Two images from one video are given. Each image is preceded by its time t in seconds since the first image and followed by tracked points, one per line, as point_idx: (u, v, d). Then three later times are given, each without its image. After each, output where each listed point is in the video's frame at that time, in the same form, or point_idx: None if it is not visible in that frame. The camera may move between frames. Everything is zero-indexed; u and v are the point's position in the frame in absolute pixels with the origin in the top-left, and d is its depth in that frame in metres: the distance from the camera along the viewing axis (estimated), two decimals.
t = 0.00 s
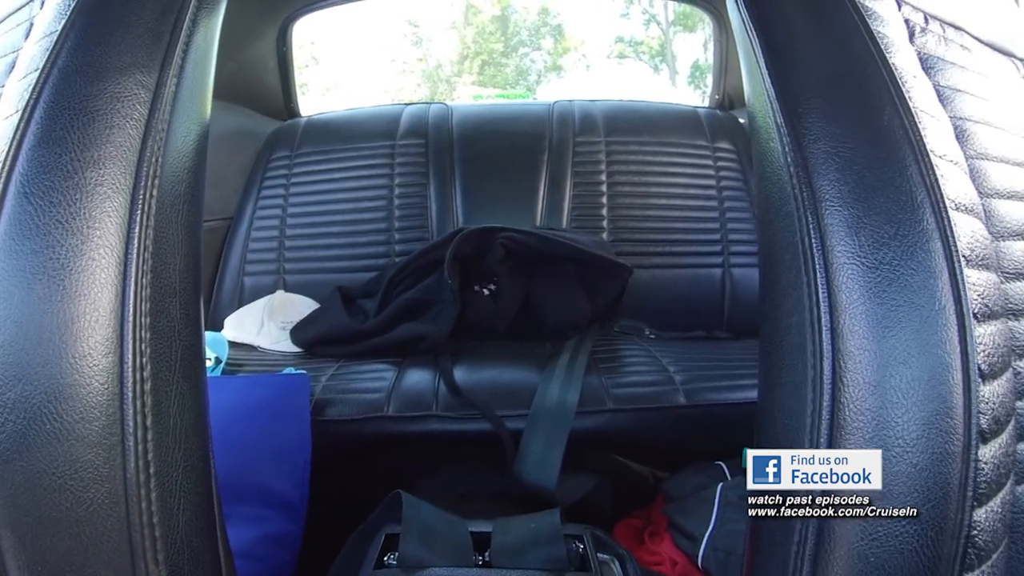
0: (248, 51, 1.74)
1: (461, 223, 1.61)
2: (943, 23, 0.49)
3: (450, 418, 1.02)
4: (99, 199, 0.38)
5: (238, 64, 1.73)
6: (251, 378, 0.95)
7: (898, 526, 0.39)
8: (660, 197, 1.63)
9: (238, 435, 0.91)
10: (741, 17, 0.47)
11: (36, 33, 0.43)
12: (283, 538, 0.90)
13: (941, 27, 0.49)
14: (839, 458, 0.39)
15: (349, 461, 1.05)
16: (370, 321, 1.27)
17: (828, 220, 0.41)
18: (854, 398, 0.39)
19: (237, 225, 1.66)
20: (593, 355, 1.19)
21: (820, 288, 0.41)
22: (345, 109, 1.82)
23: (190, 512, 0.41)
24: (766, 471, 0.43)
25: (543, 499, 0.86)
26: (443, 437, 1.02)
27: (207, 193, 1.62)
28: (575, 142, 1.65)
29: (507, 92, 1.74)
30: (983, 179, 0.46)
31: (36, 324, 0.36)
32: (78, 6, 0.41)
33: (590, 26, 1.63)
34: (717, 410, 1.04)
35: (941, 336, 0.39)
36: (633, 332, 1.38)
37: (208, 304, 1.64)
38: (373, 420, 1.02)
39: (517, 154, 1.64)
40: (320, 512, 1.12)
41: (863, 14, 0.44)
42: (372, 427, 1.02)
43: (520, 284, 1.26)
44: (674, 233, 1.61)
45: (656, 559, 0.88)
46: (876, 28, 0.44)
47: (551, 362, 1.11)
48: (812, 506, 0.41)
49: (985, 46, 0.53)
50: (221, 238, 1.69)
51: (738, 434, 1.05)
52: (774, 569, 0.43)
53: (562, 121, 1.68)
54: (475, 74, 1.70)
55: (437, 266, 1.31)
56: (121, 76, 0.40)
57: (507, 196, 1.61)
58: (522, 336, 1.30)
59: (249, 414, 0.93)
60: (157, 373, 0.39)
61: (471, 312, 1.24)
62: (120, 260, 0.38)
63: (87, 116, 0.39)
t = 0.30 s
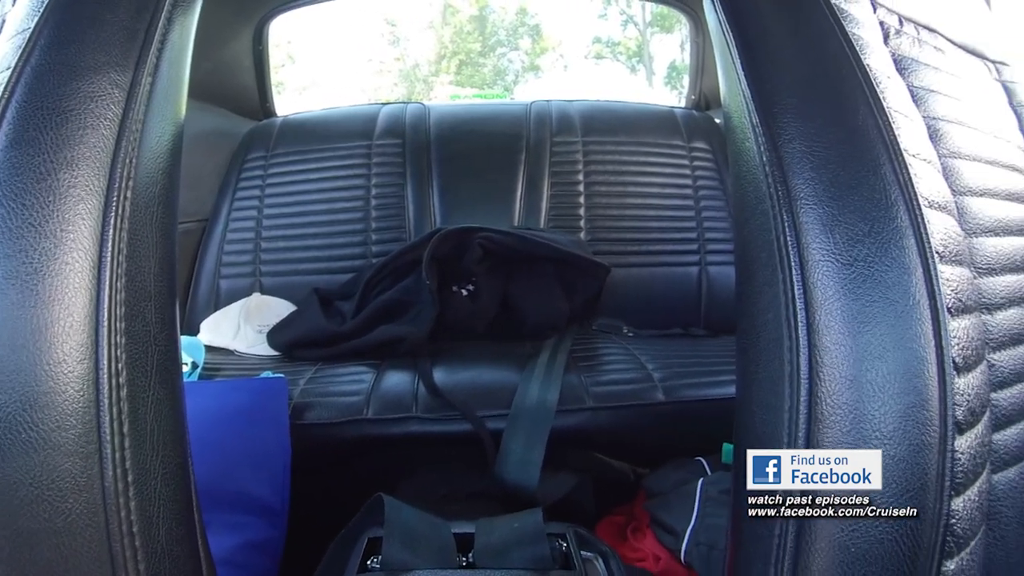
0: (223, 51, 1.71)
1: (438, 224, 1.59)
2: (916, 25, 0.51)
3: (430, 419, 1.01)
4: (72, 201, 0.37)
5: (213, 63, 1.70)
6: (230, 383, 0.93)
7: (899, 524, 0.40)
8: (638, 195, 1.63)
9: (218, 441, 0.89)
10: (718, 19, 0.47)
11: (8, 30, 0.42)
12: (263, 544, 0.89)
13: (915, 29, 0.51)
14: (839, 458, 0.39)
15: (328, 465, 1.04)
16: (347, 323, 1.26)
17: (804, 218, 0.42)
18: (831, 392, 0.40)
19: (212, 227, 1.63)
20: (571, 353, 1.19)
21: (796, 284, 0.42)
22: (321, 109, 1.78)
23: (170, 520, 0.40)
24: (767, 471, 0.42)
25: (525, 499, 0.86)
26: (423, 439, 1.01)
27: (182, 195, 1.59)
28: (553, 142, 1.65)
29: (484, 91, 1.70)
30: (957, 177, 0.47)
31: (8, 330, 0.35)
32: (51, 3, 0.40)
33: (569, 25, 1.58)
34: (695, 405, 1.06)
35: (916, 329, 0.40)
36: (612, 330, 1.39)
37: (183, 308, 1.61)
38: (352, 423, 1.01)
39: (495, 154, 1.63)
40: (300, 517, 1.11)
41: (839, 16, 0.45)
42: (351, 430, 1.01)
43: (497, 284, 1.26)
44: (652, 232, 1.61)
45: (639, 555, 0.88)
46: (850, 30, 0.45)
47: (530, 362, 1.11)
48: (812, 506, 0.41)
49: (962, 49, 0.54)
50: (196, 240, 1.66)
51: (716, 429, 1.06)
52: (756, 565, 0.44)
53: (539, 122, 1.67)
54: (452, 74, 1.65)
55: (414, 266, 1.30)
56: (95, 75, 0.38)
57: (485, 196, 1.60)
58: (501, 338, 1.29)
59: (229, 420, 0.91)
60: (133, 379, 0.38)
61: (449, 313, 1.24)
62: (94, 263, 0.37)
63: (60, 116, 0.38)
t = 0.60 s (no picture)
0: (199, 49, 1.67)
1: (416, 224, 1.58)
2: (891, 27, 0.52)
3: (409, 421, 1.01)
4: (44, 203, 0.36)
5: (190, 62, 1.67)
6: (206, 388, 0.92)
7: (896, 525, 0.41)
8: (616, 194, 1.63)
9: (196, 447, 0.88)
10: (695, 19, 0.48)
11: None
12: (245, 552, 0.87)
13: (890, 31, 0.52)
14: (839, 458, 0.40)
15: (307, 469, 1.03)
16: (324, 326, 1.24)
17: (779, 216, 0.43)
18: (808, 387, 0.41)
19: (187, 229, 1.60)
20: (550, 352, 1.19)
21: (771, 282, 0.43)
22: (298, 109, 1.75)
23: (149, 529, 0.39)
24: (767, 471, 0.42)
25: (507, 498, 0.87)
26: (403, 441, 1.01)
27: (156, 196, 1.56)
28: (531, 142, 1.64)
29: (461, 91, 1.69)
30: (931, 176, 0.48)
31: None
32: None
33: (546, 26, 1.59)
34: (674, 402, 1.07)
35: (890, 324, 0.41)
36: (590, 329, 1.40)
37: (159, 312, 1.58)
38: (330, 427, 1.00)
39: (473, 154, 1.62)
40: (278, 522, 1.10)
41: (815, 18, 0.46)
42: (331, 433, 1.00)
43: (475, 284, 1.25)
44: (629, 232, 1.61)
45: (622, 552, 0.89)
46: (825, 32, 0.46)
47: (509, 362, 1.11)
48: (811, 505, 0.42)
49: (935, 50, 0.56)
50: (171, 242, 1.63)
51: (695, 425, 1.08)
52: (739, 559, 0.44)
53: (517, 121, 1.66)
54: (429, 74, 1.65)
55: (392, 267, 1.28)
56: (69, 74, 0.37)
57: (463, 196, 1.59)
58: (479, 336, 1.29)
59: (206, 425, 0.90)
60: (109, 385, 0.37)
61: (428, 314, 1.23)
62: (68, 267, 0.36)
63: (33, 115, 0.36)
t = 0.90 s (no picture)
0: (174, 48, 1.65)
1: (393, 225, 1.56)
2: (866, 29, 0.53)
3: (389, 424, 1.00)
4: (16, 207, 0.35)
5: (164, 61, 1.65)
6: (183, 394, 0.91)
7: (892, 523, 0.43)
8: (593, 194, 1.62)
9: (175, 453, 0.86)
10: (671, 20, 0.49)
11: None
12: (227, 559, 0.84)
13: (864, 33, 0.53)
14: (839, 458, 0.41)
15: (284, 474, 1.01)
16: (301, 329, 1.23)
17: (754, 215, 0.43)
18: (785, 382, 0.42)
19: (162, 231, 1.57)
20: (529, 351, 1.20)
21: (746, 281, 0.43)
22: (274, 109, 1.72)
23: (130, 540, 0.38)
24: (767, 471, 0.42)
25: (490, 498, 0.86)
26: (383, 443, 1.00)
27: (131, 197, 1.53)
28: (508, 143, 1.62)
29: (439, 91, 1.68)
30: (904, 174, 0.49)
31: None
32: None
33: (524, 25, 1.59)
34: (653, 400, 1.08)
35: (865, 320, 0.42)
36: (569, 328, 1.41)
37: (134, 316, 1.55)
38: (309, 430, 0.99)
39: (450, 154, 1.60)
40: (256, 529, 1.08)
41: (791, 20, 0.47)
42: (310, 437, 0.99)
43: (453, 285, 1.25)
44: (607, 232, 1.61)
45: (605, 549, 0.89)
46: (801, 34, 0.47)
47: (489, 362, 1.11)
48: (811, 505, 0.42)
49: (909, 52, 0.58)
50: (146, 245, 1.59)
51: (674, 422, 1.09)
52: (720, 552, 0.45)
53: (494, 122, 1.65)
54: (407, 73, 1.64)
55: (369, 268, 1.27)
56: (41, 74, 0.36)
57: (441, 197, 1.57)
58: (458, 337, 1.29)
59: (186, 431, 0.88)
60: (85, 392, 0.36)
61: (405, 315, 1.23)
62: (42, 273, 0.35)
63: (4, 116, 0.35)
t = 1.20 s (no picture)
0: (149, 45, 1.61)
1: (370, 225, 1.55)
2: (841, 31, 0.55)
3: (368, 426, 0.99)
4: None
5: (139, 58, 1.61)
6: (159, 399, 0.87)
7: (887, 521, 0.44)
8: (570, 194, 1.63)
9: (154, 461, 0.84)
10: (648, 21, 0.49)
11: None
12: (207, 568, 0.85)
13: (839, 35, 0.54)
14: (840, 458, 0.43)
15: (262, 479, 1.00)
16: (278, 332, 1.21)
17: (730, 214, 0.44)
18: (762, 377, 0.42)
19: (136, 234, 1.53)
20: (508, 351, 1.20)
21: (723, 279, 0.44)
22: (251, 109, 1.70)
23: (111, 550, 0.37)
24: (767, 471, 0.43)
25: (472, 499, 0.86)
26: (363, 446, 0.99)
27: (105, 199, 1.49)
28: (485, 142, 1.62)
29: (416, 91, 1.67)
30: (878, 172, 0.50)
31: None
32: None
33: (502, 26, 1.59)
34: (632, 397, 1.09)
35: (841, 315, 0.43)
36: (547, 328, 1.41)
37: (109, 320, 1.51)
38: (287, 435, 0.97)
39: (427, 153, 1.60)
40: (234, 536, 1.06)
41: (767, 22, 0.48)
42: (288, 441, 0.97)
43: (431, 286, 1.24)
44: (585, 231, 1.61)
45: (589, 546, 0.90)
46: (777, 36, 0.48)
47: (469, 362, 1.10)
48: (812, 505, 0.43)
49: (883, 54, 0.59)
50: (120, 248, 1.55)
51: (653, 419, 1.10)
52: (702, 546, 0.46)
53: (472, 122, 1.64)
54: (384, 73, 1.63)
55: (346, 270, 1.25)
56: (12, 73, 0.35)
57: (419, 197, 1.57)
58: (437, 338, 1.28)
59: (162, 439, 0.86)
60: (62, 399, 0.36)
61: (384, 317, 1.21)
62: (15, 279, 0.34)
63: None
